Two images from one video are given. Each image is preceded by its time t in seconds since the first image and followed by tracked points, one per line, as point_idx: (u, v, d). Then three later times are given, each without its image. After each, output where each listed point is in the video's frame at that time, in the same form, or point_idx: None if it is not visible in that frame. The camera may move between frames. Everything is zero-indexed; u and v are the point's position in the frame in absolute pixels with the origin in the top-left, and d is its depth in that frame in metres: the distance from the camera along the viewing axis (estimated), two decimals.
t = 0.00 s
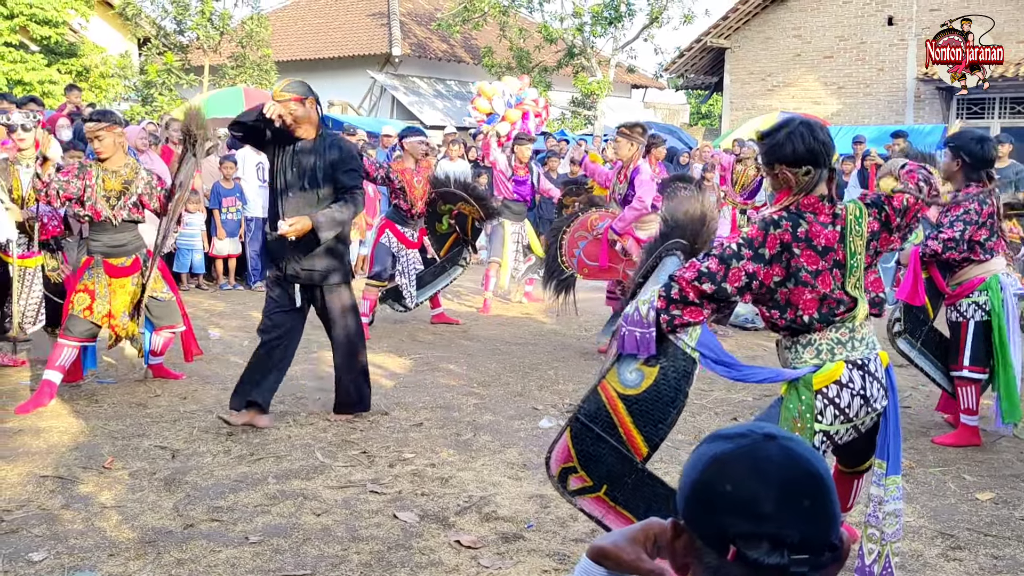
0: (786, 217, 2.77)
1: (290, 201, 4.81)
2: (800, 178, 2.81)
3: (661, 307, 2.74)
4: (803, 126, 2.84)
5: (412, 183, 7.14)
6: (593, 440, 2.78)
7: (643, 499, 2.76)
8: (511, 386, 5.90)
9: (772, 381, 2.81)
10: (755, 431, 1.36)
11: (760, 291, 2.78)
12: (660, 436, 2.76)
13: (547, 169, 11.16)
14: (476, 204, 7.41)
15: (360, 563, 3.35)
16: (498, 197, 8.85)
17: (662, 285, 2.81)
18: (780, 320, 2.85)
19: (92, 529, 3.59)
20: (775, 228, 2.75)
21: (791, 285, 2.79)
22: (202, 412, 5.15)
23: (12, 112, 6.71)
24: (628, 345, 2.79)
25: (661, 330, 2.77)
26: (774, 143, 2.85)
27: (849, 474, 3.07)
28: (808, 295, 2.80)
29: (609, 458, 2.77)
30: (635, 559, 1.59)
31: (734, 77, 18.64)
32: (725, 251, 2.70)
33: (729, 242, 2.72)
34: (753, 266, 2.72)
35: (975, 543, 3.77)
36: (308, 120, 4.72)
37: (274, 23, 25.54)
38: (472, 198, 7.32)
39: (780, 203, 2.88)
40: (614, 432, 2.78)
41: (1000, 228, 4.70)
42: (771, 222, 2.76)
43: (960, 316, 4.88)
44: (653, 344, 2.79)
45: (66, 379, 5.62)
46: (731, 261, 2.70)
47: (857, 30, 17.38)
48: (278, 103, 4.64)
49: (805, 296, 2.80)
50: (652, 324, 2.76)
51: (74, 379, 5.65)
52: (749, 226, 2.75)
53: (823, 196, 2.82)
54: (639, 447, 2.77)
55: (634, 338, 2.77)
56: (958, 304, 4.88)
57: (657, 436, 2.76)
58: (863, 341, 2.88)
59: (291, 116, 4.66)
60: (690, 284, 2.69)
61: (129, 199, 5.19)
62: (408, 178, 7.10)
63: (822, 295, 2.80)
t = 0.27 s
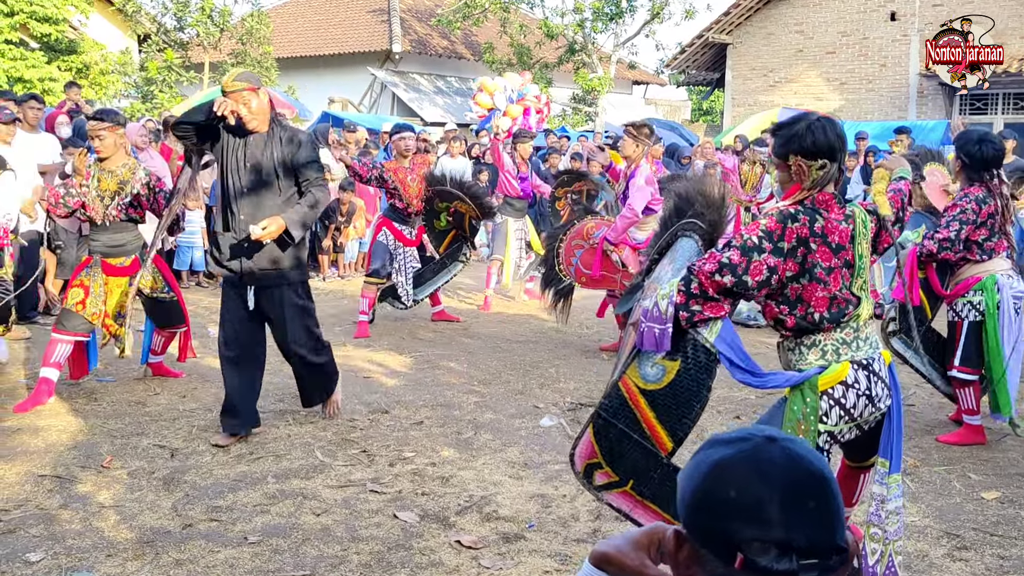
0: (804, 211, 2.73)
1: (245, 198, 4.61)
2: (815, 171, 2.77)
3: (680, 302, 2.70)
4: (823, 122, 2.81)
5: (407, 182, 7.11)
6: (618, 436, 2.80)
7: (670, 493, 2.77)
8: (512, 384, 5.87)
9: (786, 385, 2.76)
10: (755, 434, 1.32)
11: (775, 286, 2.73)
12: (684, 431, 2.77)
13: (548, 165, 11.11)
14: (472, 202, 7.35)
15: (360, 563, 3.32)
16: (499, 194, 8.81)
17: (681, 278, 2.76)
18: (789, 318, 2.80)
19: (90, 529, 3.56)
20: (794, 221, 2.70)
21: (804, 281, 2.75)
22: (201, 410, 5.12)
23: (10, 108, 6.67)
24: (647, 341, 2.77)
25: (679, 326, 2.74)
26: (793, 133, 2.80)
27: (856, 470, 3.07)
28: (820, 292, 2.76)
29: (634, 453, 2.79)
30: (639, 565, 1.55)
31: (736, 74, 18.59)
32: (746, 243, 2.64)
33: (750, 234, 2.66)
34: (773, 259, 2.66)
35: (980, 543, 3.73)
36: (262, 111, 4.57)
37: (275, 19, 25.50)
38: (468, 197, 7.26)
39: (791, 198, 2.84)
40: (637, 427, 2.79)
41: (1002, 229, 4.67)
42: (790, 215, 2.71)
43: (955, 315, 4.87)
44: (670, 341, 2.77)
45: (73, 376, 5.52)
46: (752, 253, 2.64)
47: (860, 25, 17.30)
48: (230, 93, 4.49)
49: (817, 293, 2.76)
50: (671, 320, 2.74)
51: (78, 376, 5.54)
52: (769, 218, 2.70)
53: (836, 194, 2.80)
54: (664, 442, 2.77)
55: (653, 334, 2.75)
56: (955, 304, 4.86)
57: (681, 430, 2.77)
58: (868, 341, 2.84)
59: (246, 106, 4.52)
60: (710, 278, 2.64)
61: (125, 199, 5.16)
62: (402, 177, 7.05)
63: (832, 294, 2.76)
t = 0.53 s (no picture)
0: (815, 209, 2.67)
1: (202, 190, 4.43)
2: (814, 158, 2.74)
3: (692, 312, 2.64)
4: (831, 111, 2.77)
5: (399, 177, 6.98)
6: (636, 447, 2.68)
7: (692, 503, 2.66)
8: (513, 381, 5.82)
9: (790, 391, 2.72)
10: (769, 448, 1.27)
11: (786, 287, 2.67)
12: (703, 435, 2.66)
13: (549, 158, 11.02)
14: (474, 206, 7.33)
15: (360, 566, 3.28)
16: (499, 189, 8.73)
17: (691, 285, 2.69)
18: (797, 317, 2.75)
19: (86, 532, 3.51)
20: (807, 221, 2.63)
21: (814, 280, 2.70)
22: (199, 409, 5.07)
23: (6, 104, 6.61)
24: (658, 350, 2.67)
25: (692, 336, 2.67)
26: (803, 117, 2.79)
27: (856, 474, 3.01)
28: (830, 292, 2.71)
29: (654, 463, 2.67)
30: None
31: (737, 65, 18.51)
32: (759, 249, 2.57)
33: (763, 239, 2.58)
34: (787, 263, 2.60)
35: (988, 543, 3.69)
36: (219, 103, 4.37)
37: (274, 12, 25.42)
38: (467, 199, 7.23)
39: (797, 192, 2.80)
40: (655, 437, 2.68)
41: (1006, 222, 4.59)
42: (802, 214, 2.64)
43: (960, 309, 4.83)
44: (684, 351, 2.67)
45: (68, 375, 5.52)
46: (766, 259, 2.57)
47: (862, 16, 17.17)
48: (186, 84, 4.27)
49: (827, 293, 2.71)
50: (683, 330, 2.65)
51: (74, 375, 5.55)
52: (781, 219, 2.62)
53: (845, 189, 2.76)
54: (684, 449, 2.66)
55: (664, 343, 2.66)
56: (959, 296, 4.82)
57: (700, 435, 2.65)
58: (874, 338, 2.79)
59: (205, 96, 4.31)
60: (723, 287, 2.57)
61: (124, 193, 5.06)
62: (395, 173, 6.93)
63: (841, 292, 2.72)
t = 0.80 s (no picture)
0: (811, 210, 2.65)
1: (154, 198, 3.93)
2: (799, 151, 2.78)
3: (690, 331, 2.66)
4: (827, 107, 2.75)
5: (393, 167, 6.97)
6: (644, 473, 2.62)
7: (704, 522, 2.62)
8: (513, 375, 5.79)
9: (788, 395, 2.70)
10: (795, 467, 1.23)
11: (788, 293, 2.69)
12: (711, 451, 2.62)
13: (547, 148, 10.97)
14: (474, 207, 7.31)
15: (359, 567, 3.26)
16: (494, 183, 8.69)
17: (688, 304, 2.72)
18: (801, 317, 2.75)
19: (84, 533, 3.48)
20: (800, 225, 2.63)
21: (815, 281, 2.68)
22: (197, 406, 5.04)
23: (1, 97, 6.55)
24: (657, 371, 2.68)
25: (692, 354, 2.68)
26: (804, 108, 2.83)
27: (864, 467, 3.01)
28: (832, 291, 2.68)
29: (664, 487, 2.61)
30: None
31: (736, 53, 18.45)
32: (752, 262, 2.61)
33: (756, 251, 2.62)
34: (783, 271, 2.63)
35: (992, 539, 3.67)
36: (180, 100, 3.86)
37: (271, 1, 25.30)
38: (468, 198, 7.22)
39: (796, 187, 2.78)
40: (663, 459, 2.62)
41: (1013, 211, 4.56)
42: (795, 218, 2.64)
43: (974, 300, 4.75)
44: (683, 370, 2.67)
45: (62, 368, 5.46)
46: (760, 272, 2.61)
47: (861, 3, 17.06)
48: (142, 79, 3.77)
49: (829, 293, 2.68)
50: (682, 350, 2.65)
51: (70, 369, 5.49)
52: (774, 226, 2.64)
53: (846, 182, 2.71)
54: (693, 468, 2.62)
55: (664, 364, 2.66)
56: (973, 287, 4.74)
57: (708, 452, 2.62)
58: (879, 333, 2.76)
59: (161, 93, 3.80)
60: (720, 306, 2.62)
61: (126, 190, 5.06)
62: (389, 163, 6.93)
63: (845, 289, 2.68)
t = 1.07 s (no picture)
0: (790, 220, 2.67)
1: (102, 201, 3.71)
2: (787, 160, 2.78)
3: (679, 348, 2.68)
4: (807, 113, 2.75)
5: (390, 163, 6.96)
6: (643, 494, 2.62)
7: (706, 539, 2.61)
8: (511, 373, 5.79)
9: (784, 400, 2.71)
10: (815, 513, 1.14)
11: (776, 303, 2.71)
12: (707, 468, 2.61)
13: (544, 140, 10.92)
14: (472, 209, 7.21)
15: (357, 573, 3.25)
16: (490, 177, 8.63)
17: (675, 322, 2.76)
18: (796, 325, 2.76)
19: (80, 540, 3.47)
20: (778, 235, 2.65)
21: (800, 289, 2.69)
22: (194, 407, 5.03)
23: None
24: (650, 389, 2.69)
25: (683, 369, 2.71)
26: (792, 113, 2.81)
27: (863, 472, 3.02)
28: (820, 297, 2.67)
29: (664, 506, 2.60)
30: None
31: (734, 40, 18.43)
32: (732, 276, 2.66)
33: (735, 264, 2.67)
34: (763, 282, 2.66)
35: (990, 539, 3.67)
36: (133, 97, 3.67)
37: None
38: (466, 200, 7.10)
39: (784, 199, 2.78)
40: (662, 478, 2.62)
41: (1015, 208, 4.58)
42: (774, 228, 2.67)
43: (975, 297, 4.75)
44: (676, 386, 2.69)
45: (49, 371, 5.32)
46: (739, 285, 2.66)
47: None
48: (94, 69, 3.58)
49: (817, 300, 2.67)
50: (672, 366, 2.68)
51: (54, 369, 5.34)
52: (753, 238, 2.68)
53: (829, 189, 2.70)
54: (692, 485, 2.61)
55: (655, 381, 2.68)
56: (973, 286, 4.74)
57: (704, 469, 2.61)
58: (878, 340, 2.72)
59: (111, 86, 3.61)
60: (705, 321, 2.65)
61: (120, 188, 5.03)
62: (386, 158, 6.95)
63: (835, 296, 2.67)
